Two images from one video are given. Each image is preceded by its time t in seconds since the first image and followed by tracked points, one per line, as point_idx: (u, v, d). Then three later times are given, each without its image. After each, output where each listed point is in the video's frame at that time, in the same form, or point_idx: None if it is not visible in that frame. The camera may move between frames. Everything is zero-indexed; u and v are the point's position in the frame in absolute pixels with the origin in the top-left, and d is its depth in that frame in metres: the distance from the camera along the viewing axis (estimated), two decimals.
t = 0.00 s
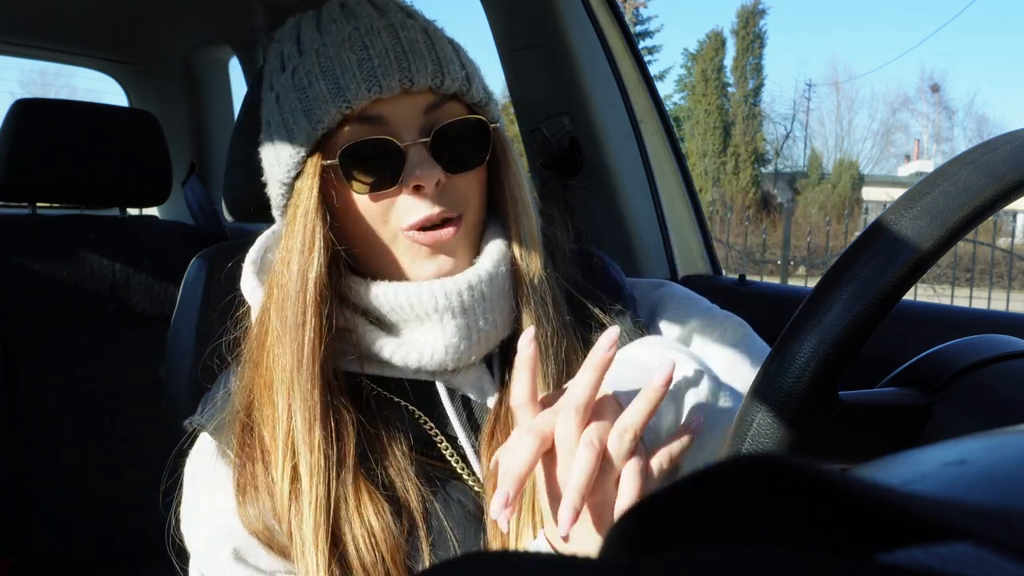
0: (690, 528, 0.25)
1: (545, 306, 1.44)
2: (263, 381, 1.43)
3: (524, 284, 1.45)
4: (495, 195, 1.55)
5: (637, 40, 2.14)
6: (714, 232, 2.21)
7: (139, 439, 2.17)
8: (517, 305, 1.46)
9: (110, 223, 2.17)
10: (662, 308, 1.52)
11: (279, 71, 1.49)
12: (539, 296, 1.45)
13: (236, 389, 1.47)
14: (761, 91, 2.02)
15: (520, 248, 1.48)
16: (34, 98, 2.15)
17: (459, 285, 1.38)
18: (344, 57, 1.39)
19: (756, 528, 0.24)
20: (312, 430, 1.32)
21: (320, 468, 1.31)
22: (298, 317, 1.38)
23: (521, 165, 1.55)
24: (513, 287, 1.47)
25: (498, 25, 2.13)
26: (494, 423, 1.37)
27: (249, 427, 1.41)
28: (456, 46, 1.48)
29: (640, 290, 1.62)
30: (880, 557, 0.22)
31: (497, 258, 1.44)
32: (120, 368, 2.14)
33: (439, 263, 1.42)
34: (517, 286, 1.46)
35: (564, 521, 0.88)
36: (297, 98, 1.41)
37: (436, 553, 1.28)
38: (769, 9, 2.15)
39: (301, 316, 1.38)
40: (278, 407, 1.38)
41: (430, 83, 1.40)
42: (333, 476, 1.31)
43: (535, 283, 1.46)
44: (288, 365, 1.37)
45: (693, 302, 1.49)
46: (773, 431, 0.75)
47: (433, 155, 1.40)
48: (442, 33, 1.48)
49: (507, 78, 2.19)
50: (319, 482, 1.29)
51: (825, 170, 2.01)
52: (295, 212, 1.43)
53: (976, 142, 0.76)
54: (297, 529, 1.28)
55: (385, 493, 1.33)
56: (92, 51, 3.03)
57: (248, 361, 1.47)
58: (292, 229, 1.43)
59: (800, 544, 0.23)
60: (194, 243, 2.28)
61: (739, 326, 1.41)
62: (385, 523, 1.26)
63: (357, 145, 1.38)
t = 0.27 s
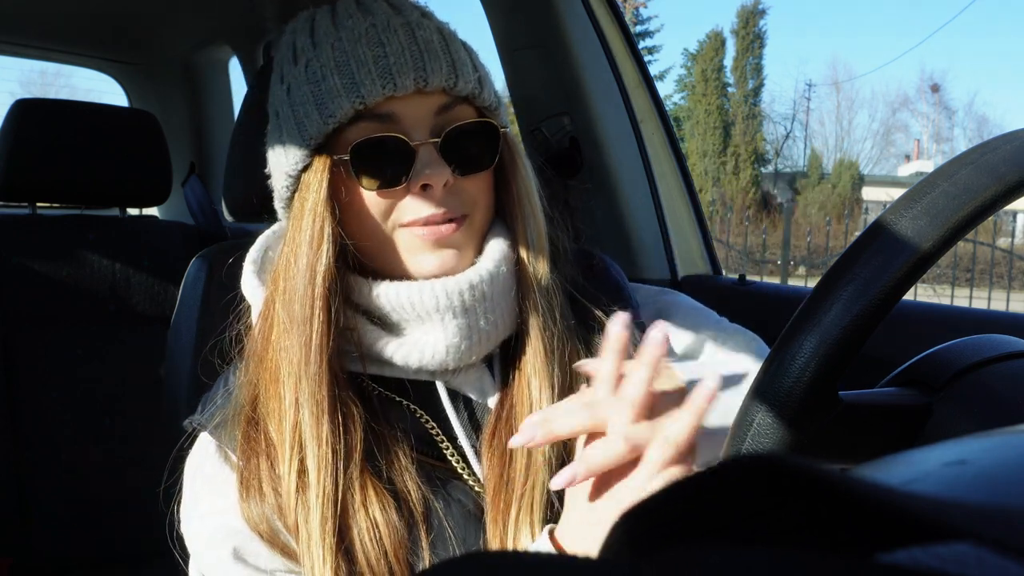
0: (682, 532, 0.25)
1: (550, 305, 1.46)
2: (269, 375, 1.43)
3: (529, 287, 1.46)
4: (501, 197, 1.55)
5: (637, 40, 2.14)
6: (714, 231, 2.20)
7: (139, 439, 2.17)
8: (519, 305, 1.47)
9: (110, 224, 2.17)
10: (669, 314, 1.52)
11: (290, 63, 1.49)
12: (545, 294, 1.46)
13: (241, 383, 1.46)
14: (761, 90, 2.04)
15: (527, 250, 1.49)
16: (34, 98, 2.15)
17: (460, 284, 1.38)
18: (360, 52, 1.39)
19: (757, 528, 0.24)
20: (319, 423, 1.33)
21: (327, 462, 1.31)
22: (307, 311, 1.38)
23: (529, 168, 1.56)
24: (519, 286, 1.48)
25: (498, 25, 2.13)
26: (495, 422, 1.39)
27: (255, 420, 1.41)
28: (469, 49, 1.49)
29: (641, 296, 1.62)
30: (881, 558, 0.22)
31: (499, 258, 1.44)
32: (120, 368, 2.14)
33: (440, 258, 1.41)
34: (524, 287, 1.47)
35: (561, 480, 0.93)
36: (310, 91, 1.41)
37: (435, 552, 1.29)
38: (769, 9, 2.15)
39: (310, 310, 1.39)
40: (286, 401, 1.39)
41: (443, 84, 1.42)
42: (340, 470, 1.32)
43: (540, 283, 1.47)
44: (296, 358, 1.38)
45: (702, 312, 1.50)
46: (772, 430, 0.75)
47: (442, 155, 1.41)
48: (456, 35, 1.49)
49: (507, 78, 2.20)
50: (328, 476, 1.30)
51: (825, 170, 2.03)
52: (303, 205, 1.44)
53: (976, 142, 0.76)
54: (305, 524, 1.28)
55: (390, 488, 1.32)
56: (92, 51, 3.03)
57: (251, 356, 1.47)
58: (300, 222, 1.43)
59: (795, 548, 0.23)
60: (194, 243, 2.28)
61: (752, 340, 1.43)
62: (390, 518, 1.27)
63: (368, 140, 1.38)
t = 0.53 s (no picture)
0: (671, 537, 0.26)
1: (556, 307, 1.48)
2: (277, 371, 1.43)
3: (534, 290, 1.47)
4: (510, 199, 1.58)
5: (636, 40, 2.14)
6: (714, 231, 2.21)
7: (139, 438, 2.18)
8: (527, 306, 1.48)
9: (110, 224, 2.17)
10: (673, 318, 1.52)
11: (304, 59, 1.48)
12: (553, 295, 1.48)
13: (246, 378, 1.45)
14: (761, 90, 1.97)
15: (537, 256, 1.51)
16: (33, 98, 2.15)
17: (466, 282, 1.38)
18: (380, 50, 1.39)
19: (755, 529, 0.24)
20: (330, 420, 1.33)
21: (332, 462, 1.31)
22: (319, 306, 1.38)
23: (538, 173, 1.58)
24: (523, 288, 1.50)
25: (497, 26, 2.13)
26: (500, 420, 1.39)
27: (259, 417, 1.41)
28: (485, 52, 1.50)
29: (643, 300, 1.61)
30: (881, 558, 0.22)
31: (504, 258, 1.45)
32: (120, 368, 2.15)
33: (450, 260, 1.43)
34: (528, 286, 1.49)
35: (558, 473, 0.91)
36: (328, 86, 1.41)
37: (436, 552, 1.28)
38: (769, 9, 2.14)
39: (325, 307, 1.38)
40: (294, 397, 1.38)
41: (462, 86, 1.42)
42: (345, 468, 1.32)
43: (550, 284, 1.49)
44: (306, 354, 1.38)
45: (706, 316, 1.50)
46: (771, 429, 0.77)
47: (459, 157, 1.41)
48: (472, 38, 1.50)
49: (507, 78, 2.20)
50: (335, 472, 1.30)
51: (825, 170, 1.95)
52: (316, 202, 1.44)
53: (976, 142, 0.75)
54: (310, 525, 1.28)
55: (392, 486, 1.33)
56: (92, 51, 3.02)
57: (257, 351, 1.45)
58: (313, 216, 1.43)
59: (787, 550, 0.23)
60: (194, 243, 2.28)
61: (756, 346, 1.43)
62: (389, 518, 1.28)
63: (386, 139, 1.38)
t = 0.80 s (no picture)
0: (671, 537, 0.26)
1: (558, 310, 1.48)
2: (284, 363, 1.42)
3: (536, 295, 1.47)
4: (512, 199, 1.57)
5: (636, 40, 2.14)
6: (714, 232, 2.21)
7: (140, 438, 2.18)
8: (528, 305, 1.48)
9: (110, 224, 2.18)
10: (673, 318, 1.52)
11: (315, 52, 1.47)
12: (554, 296, 1.48)
13: (253, 372, 1.46)
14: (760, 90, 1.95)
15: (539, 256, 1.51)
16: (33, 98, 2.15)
17: (468, 282, 1.38)
18: (390, 44, 1.39)
19: (753, 529, 0.24)
20: (338, 413, 1.32)
21: (342, 461, 1.29)
22: (329, 299, 1.37)
23: (541, 175, 1.58)
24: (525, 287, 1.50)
25: (497, 26, 2.13)
26: (500, 421, 1.39)
27: (266, 410, 1.41)
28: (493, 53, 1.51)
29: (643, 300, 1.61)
30: (881, 558, 0.22)
31: (505, 258, 1.45)
32: (120, 367, 2.15)
33: (450, 258, 1.43)
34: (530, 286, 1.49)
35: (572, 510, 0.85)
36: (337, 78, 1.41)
37: (438, 549, 1.29)
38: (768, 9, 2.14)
39: (331, 299, 1.37)
40: (302, 391, 1.37)
41: (470, 84, 1.43)
42: (356, 461, 1.31)
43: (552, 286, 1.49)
44: (314, 346, 1.37)
45: (706, 315, 1.49)
46: (771, 430, 0.78)
47: (463, 154, 1.42)
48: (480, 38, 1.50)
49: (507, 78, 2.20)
50: (346, 465, 1.30)
51: (825, 170, 1.95)
52: (325, 194, 1.43)
53: (976, 141, 0.75)
54: (319, 521, 1.27)
55: (400, 481, 1.32)
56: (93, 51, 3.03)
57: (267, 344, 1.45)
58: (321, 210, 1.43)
59: (786, 549, 0.23)
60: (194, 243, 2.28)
61: (756, 343, 1.43)
62: (400, 513, 1.28)
63: (393, 133, 1.38)
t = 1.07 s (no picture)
0: (671, 537, 0.26)
1: (562, 312, 1.47)
2: (293, 359, 1.42)
3: (544, 299, 1.48)
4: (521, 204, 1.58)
5: (636, 40, 2.14)
6: (714, 231, 2.21)
7: (140, 438, 2.18)
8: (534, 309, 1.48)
9: (110, 224, 2.18)
10: (670, 315, 1.52)
11: (336, 45, 1.47)
12: (563, 302, 1.48)
13: (258, 365, 1.46)
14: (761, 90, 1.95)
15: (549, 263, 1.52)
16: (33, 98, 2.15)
17: (472, 283, 1.39)
18: (416, 43, 1.39)
19: (752, 531, 0.24)
20: (352, 409, 1.30)
21: (353, 454, 1.29)
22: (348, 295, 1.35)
23: (552, 180, 1.58)
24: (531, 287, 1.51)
25: (497, 26, 2.13)
26: (500, 422, 1.39)
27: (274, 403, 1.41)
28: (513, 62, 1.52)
29: (643, 298, 1.60)
30: (881, 558, 0.22)
31: (511, 260, 1.45)
32: (120, 367, 2.15)
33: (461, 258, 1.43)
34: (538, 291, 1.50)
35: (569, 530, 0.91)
36: (360, 73, 1.40)
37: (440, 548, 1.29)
38: (768, 9, 2.14)
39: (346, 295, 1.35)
40: (314, 387, 1.37)
41: (493, 90, 1.44)
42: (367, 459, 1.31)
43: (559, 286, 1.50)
44: (327, 343, 1.36)
45: (702, 311, 1.49)
46: (772, 430, 0.78)
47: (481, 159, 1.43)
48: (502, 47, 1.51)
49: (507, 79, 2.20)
50: (356, 463, 1.29)
51: (825, 170, 1.94)
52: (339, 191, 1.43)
53: (976, 141, 0.75)
54: (326, 518, 1.27)
55: (406, 476, 1.32)
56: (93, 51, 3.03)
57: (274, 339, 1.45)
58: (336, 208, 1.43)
59: (786, 550, 0.23)
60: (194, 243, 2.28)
61: (751, 338, 1.44)
62: (406, 511, 1.28)
63: (416, 131, 1.39)
